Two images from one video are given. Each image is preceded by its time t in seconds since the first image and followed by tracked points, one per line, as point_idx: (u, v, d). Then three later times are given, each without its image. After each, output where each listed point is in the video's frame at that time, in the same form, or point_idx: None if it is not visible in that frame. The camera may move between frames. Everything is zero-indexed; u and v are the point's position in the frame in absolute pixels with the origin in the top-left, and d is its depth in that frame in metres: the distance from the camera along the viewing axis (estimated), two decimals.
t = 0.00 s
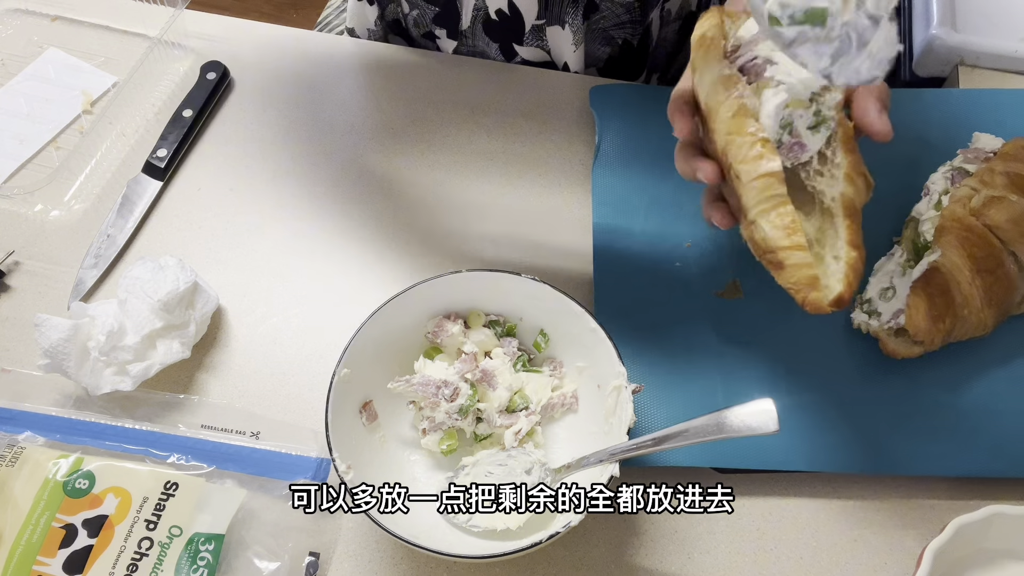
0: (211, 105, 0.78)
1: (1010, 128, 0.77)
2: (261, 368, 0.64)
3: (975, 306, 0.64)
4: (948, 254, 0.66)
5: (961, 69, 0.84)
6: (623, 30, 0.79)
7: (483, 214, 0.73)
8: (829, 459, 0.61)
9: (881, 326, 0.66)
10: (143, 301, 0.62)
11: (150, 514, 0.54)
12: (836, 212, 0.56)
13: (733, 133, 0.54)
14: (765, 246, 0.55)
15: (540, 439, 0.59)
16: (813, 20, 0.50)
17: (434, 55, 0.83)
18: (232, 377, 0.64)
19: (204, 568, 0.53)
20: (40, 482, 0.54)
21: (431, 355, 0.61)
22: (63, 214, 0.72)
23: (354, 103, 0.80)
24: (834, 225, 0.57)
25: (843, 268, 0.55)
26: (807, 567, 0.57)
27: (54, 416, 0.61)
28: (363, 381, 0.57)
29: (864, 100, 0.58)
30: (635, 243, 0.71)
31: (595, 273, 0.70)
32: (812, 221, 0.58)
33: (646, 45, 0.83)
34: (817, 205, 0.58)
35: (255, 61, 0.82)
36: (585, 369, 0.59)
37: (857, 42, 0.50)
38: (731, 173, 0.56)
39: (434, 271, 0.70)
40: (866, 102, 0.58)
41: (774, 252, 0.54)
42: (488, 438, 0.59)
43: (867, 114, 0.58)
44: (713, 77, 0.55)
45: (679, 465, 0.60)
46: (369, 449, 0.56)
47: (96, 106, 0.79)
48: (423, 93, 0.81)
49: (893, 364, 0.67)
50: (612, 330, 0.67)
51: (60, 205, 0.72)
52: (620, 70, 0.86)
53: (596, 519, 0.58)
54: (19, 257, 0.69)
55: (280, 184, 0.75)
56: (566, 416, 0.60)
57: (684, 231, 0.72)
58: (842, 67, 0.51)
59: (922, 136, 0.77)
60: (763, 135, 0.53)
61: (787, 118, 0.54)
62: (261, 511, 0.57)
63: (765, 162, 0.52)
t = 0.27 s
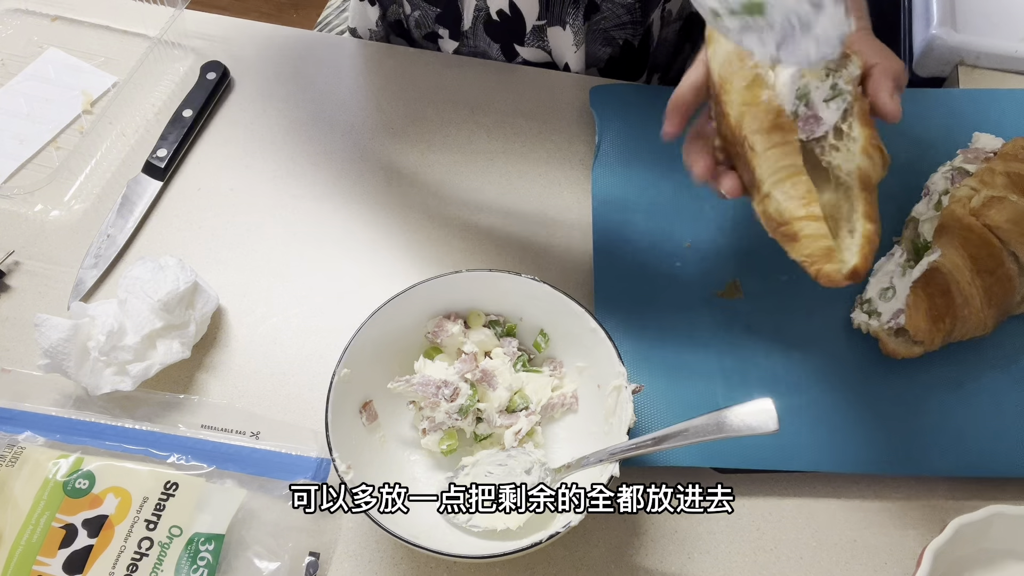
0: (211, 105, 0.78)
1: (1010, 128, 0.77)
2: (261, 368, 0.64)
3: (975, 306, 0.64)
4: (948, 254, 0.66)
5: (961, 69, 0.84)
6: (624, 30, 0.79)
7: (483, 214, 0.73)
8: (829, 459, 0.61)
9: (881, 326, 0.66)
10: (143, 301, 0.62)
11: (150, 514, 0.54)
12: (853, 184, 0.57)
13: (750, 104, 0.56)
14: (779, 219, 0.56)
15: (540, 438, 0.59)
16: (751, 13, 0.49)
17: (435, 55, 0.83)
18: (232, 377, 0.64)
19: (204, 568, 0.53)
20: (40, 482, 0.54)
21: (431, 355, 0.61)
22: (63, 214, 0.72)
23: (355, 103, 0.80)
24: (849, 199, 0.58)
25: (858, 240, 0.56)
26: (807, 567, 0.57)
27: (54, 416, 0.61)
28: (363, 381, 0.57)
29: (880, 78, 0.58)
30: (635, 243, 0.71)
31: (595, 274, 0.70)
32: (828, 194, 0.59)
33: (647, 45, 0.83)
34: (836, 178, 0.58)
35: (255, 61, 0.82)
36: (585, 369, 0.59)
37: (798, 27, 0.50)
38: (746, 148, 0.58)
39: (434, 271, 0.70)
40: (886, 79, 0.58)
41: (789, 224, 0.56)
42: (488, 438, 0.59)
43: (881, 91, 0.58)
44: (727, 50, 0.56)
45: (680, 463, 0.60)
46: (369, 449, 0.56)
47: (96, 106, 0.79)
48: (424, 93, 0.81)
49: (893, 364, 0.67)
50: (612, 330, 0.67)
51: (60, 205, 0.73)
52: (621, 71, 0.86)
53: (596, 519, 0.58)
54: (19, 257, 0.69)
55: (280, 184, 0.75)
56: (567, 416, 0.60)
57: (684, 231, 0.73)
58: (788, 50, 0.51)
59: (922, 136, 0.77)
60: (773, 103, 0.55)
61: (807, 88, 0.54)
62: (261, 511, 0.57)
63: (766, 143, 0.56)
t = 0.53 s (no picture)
0: (211, 105, 0.78)
1: (1010, 128, 0.77)
2: (261, 368, 0.64)
3: (975, 305, 0.64)
4: (948, 255, 0.66)
5: (961, 69, 0.83)
6: (625, 32, 0.78)
7: (483, 214, 0.73)
8: (829, 459, 0.61)
9: (881, 326, 0.67)
10: (143, 300, 0.62)
11: (150, 514, 0.54)
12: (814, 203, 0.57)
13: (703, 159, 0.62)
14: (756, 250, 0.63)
15: (540, 438, 0.59)
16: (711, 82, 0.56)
17: (435, 55, 0.83)
18: (232, 377, 0.64)
19: (204, 568, 0.53)
20: (40, 482, 0.54)
21: (431, 355, 0.61)
22: (63, 214, 0.72)
23: (355, 103, 0.80)
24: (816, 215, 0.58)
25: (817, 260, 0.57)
26: (807, 567, 0.57)
27: (54, 416, 0.61)
28: (363, 381, 0.57)
29: (845, 92, 0.60)
30: (635, 242, 0.72)
31: (596, 273, 0.70)
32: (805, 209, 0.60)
33: (651, 46, 0.81)
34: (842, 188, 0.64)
35: (255, 61, 0.82)
36: (585, 369, 0.59)
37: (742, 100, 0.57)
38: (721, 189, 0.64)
39: (434, 271, 0.70)
40: (849, 94, 0.59)
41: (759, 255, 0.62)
42: (488, 438, 0.59)
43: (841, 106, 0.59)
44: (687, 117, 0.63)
45: (684, 464, 0.60)
46: (369, 449, 0.56)
47: (96, 106, 0.79)
48: (424, 93, 0.81)
49: (893, 364, 0.67)
50: (612, 330, 0.67)
51: (60, 205, 0.73)
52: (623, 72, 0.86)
53: (596, 519, 0.58)
54: (19, 257, 0.69)
55: (280, 184, 0.75)
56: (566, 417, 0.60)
57: (684, 231, 0.72)
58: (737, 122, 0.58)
59: (922, 136, 0.77)
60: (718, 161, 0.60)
61: (751, 130, 0.58)
62: (261, 511, 0.57)
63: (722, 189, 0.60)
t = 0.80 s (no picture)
0: (211, 105, 0.78)
1: (1010, 128, 0.77)
2: (261, 368, 0.64)
3: (975, 305, 0.64)
4: (948, 255, 0.66)
5: (961, 69, 0.84)
6: (628, 33, 0.80)
7: (483, 214, 0.73)
8: (828, 459, 0.61)
9: (881, 326, 0.67)
10: (143, 301, 0.62)
11: (150, 514, 0.54)
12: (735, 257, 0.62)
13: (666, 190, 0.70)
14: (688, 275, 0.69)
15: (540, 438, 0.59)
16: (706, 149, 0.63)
17: (435, 56, 0.83)
18: (232, 377, 0.64)
19: (204, 568, 0.53)
20: (39, 482, 0.54)
21: (431, 355, 0.61)
22: (63, 214, 0.72)
23: (355, 103, 0.80)
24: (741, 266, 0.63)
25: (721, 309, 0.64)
26: (807, 567, 0.57)
27: (54, 416, 0.61)
28: (364, 380, 0.57)
29: (774, 134, 0.61)
30: (635, 242, 0.72)
31: (596, 273, 0.70)
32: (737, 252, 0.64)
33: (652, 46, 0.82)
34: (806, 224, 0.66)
35: (255, 61, 0.82)
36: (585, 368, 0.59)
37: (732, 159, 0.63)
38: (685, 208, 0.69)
39: (434, 271, 0.70)
40: (778, 136, 0.61)
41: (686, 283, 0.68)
42: (488, 438, 0.59)
43: (771, 148, 0.61)
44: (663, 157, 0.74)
45: (683, 464, 0.60)
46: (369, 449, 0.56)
47: (96, 106, 0.79)
48: (424, 93, 0.81)
49: (893, 364, 0.67)
50: (612, 330, 0.67)
51: (60, 205, 0.73)
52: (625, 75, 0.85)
53: (596, 519, 0.58)
54: (19, 257, 0.69)
55: (280, 184, 0.75)
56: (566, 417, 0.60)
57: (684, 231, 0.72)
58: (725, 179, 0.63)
59: (922, 136, 0.77)
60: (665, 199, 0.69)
61: (707, 185, 0.62)
62: (261, 511, 0.57)
63: (669, 231, 0.69)
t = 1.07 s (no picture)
0: (211, 105, 0.78)
1: (1010, 128, 0.77)
2: (262, 368, 0.64)
3: (974, 304, 0.64)
4: (948, 255, 0.66)
5: (961, 69, 0.83)
6: (622, 34, 0.81)
7: (483, 214, 0.74)
8: (829, 459, 0.61)
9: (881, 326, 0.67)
10: (143, 301, 0.62)
11: (150, 514, 0.54)
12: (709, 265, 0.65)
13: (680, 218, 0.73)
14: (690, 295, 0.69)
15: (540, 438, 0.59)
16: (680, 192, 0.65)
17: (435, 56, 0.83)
18: (232, 377, 0.64)
19: (204, 568, 0.53)
20: (40, 482, 0.54)
21: (432, 355, 0.61)
22: (63, 214, 0.72)
23: (355, 103, 0.80)
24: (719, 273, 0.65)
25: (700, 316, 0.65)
26: (807, 567, 0.57)
27: (54, 416, 0.61)
28: (364, 381, 0.57)
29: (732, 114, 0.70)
30: (635, 242, 0.72)
31: (595, 274, 0.70)
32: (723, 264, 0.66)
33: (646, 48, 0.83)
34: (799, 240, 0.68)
35: (255, 60, 0.82)
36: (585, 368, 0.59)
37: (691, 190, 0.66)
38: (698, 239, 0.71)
39: (434, 271, 0.70)
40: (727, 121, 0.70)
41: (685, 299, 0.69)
42: (488, 438, 0.59)
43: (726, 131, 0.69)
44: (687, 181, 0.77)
45: (682, 464, 0.60)
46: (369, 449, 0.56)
47: (96, 106, 0.79)
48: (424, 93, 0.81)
49: (893, 364, 0.67)
50: (612, 330, 0.67)
51: (60, 205, 0.72)
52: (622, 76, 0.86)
53: (596, 519, 0.58)
54: (19, 257, 0.69)
55: (280, 184, 0.75)
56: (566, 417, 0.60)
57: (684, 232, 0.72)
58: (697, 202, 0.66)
59: (921, 136, 0.77)
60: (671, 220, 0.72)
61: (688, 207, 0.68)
62: (261, 511, 0.57)
63: (670, 248, 0.70)
